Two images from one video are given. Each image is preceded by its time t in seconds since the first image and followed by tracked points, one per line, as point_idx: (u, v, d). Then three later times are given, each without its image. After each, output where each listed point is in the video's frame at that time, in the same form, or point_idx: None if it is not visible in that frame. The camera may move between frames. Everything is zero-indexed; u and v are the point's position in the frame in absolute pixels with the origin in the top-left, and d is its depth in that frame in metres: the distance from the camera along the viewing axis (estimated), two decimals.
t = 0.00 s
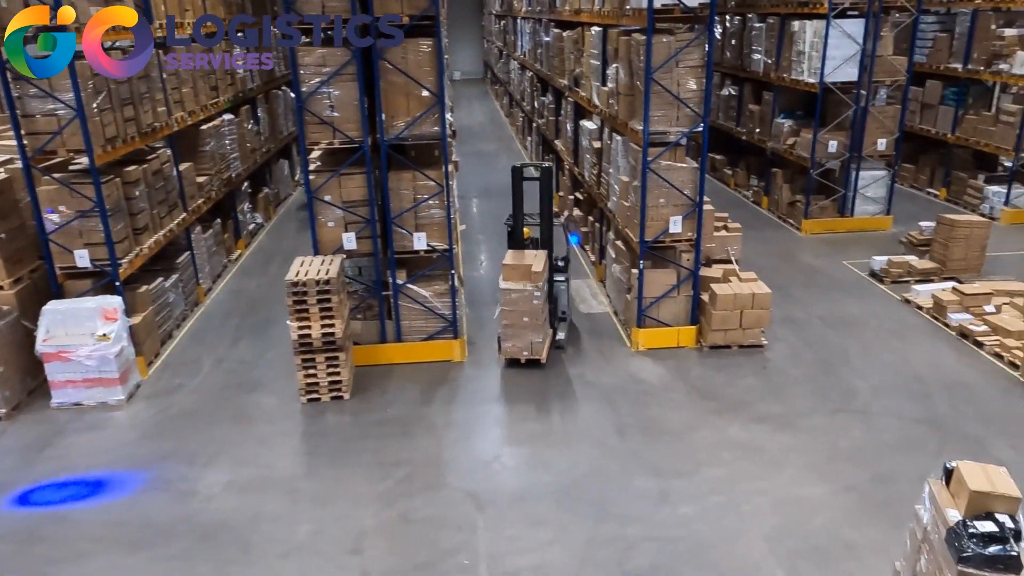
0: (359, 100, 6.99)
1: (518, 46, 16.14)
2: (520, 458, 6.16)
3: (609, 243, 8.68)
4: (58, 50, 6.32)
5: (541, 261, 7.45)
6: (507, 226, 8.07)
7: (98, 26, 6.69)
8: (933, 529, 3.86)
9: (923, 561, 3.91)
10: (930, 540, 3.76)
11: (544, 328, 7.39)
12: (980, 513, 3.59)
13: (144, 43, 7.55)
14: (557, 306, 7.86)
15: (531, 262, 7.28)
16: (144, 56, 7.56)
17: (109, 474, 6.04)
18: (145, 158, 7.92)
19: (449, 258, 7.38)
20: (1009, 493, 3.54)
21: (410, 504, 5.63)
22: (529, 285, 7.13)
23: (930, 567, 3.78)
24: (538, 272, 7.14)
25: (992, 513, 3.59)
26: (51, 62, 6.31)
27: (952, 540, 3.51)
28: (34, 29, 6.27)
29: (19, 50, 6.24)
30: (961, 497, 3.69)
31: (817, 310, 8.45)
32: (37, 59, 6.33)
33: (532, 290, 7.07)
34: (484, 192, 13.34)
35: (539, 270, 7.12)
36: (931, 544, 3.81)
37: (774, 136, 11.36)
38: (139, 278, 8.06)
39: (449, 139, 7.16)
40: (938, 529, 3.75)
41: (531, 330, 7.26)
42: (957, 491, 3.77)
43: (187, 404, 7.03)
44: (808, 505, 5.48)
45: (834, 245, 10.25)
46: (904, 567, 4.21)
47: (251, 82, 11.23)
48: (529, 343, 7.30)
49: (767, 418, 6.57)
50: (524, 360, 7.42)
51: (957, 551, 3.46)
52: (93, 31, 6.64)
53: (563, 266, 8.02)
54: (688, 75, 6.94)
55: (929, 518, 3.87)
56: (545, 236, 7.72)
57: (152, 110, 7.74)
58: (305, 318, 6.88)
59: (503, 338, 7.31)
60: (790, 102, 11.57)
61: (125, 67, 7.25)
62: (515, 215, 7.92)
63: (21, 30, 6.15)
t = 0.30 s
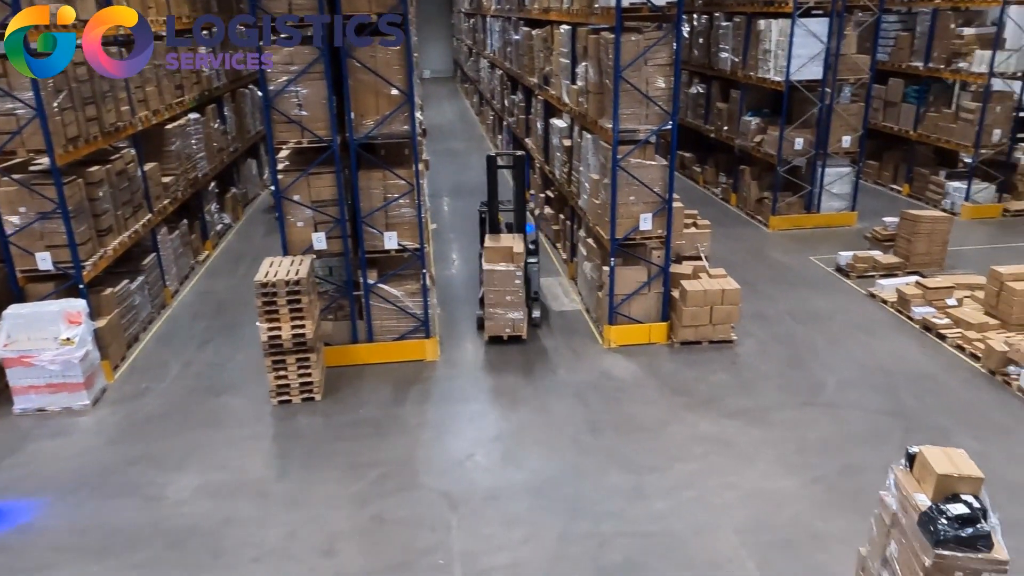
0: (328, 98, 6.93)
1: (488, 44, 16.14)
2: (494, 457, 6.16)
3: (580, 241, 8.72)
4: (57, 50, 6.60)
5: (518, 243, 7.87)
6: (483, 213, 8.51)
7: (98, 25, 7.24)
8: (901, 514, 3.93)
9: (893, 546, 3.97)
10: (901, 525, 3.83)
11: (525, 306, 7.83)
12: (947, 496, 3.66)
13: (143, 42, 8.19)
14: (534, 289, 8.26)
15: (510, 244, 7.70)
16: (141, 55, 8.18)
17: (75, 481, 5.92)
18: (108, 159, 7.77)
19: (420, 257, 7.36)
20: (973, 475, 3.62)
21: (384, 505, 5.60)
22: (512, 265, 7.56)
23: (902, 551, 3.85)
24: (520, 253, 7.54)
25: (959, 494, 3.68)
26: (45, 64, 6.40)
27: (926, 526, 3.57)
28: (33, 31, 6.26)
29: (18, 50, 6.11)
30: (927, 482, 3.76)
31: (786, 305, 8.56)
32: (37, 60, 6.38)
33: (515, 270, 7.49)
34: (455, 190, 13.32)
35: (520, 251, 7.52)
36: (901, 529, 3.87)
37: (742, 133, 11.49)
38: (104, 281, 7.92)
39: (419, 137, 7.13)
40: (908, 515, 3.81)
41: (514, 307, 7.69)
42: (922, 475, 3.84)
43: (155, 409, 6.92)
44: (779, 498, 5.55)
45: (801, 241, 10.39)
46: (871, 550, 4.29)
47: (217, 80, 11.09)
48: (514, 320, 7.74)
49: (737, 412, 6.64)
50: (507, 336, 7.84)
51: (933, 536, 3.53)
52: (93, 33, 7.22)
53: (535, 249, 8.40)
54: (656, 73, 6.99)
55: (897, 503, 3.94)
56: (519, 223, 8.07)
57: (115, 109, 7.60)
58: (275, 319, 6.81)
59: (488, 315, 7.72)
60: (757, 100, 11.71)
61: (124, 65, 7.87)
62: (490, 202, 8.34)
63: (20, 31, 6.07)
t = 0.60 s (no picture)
0: (300, 96, 6.87)
1: (462, 42, 16.10)
2: (471, 455, 6.15)
3: (555, 238, 8.75)
4: (56, 50, 7.06)
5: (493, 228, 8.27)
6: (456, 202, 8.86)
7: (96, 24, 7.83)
8: (872, 499, 3.98)
9: (866, 531, 4.02)
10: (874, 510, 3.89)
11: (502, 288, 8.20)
12: (916, 480, 3.74)
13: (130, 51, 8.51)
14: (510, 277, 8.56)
15: (487, 230, 8.12)
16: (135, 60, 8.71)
17: (43, 486, 5.81)
18: (74, 157, 7.63)
19: (395, 255, 7.33)
20: (939, 457, 3.71)
21: (360, 505, 5.58)
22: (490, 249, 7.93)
23: (876, 536, 3.91)
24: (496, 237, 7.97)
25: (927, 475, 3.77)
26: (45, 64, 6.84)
27: (903, 509, 3.63)
28: (34, 29, 6.70)
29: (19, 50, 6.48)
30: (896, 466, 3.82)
31: (758, 300, 8.66)
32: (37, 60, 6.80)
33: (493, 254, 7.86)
34: (430, 188, 13.27)
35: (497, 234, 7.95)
36: (874, 515, 3.93)
37: (714, 131, 11.60)
38: (72, 281, 7.78)
39: (393, 135, 7.09)
40: (880, 500, 3.88)
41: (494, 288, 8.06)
42: (890, 460, 3.91)
43: (126, 411, 6.82)
44: (753, 491, 5.61)
45: (773, 237, 10.51)
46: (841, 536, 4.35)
47: (186, 78, 10.94)
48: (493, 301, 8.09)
49: (711, 407, 6.71)
50: (486, 317, 8.19)
51: (911, 519, 3.59)
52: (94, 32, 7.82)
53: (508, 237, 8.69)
54: (629, 70, 7.03)
55: (867, 489, 4.00)
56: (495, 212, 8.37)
57: (81, 107, 7.46)
58: (248, 319, 6.73)
59: (468, 297, 8.06)
60: (729, 97, 11.82)
61: (126, 67, 8.64)
62: (465, 191, 8.68)
63: (21, 30, 6.48)
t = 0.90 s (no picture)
0: (271, 94, 6.78)
1: (435, 40, 16.05)
2: (446, 454, 6.15)
3: (530, 236, 8.77)
4: (55, 50, 7.55)
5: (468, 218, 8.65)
6: (429, 192, 9.23)
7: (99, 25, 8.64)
8: (841, 487, 4.05)
9: (838, 518, 4.09)
10: (846, 496, 3.98)
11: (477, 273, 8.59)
12: (885, 463, 3.85)
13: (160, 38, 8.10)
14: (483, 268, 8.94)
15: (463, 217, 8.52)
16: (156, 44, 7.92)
17: (9, 493, 5.69)
18: (39, 157, 7.48)
19: (369, 255, 7.28)
20: (903, 439, 3.85)
21: (335, 505, 5.54)
22: (467, 235, 8.33)
23: (849, 522, 3.98)
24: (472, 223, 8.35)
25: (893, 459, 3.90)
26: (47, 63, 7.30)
27: (878, 493, 3.73)
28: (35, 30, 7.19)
29: (19, 50, 6.89)
30: (865, 453, 3.93)
31: (731, 296, 8.74)
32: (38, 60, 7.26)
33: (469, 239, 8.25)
34: (404, 187, 13.22)
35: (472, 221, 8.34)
36: (847, 502, 4.00)
37: (687, 128, 11.70)
38: (38, 283, 7.64)
39: (366, 133, 7.05)
40: (852, 486, 3.96)
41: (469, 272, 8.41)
42: (857, 447, 4.01)
43: (95, 415, 6.71)
44: (727, 486, 5.67)
45: (745, 233, 10.62)
46: (809, 525, 4.42)
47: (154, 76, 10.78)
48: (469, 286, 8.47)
49: (685, 403, 6.76)
50: (462, 301, 8.54)
51: (886, 502, 3.68)
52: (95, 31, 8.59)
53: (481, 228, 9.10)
54: (602, 68, 7.05)
55: (836, 477, 4.08)
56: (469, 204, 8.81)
57: (46, 105, 7.32)
58: (220, 320, 6.65)
59: (443, 281, 8.42)
60: (701, 95, 11.91)
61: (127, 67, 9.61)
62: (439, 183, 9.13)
63: (22, 29, 6.87)
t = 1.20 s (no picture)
0: (245, 97, 6.74)
1: (412, 42, 16.02)
2: (427, 457, 6.13)
3: (508, 238, 8.78)
4: (55, 50, 8.10)
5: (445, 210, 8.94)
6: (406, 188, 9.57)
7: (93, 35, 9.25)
8: (817, 479, 4.10)
9: (815, 510, 4.13)
10: (822, 487, 4.03)
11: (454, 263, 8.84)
12: (857, 452, 3.94)
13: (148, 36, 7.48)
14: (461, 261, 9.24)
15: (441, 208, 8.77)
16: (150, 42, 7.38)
17: None
18: (9, 161, 7.37)
19: (347, 258, 7.25)
20: (872, 427, 3.96)
21: (315, 510, 5.51)
22: (445, 226, 8.58)
23: (828, 512, 4.02)
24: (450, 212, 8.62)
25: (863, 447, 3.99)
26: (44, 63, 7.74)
27: (854, 483, 3.79)
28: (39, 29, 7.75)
29: (20, 50, 7.35)
30: (837, 443, 4.01)
31: (708, 296, 8.81)
32: (37, 59, 7.76)
33: (448, 230, 8.49)
34: (382, 189, 13.17)
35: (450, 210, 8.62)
36: (824, 493, 4.04)
37: (663, 130, 11.78)
38: (9, 290, 7.52)
39: (342, 136, 7.02)
40: (827, 478, 4.00)
41: (444, 264, 8.68)
42: (827, 438, 4.10)
43: (68, 423, 6.61)
44: (706, 484, 5.71)
45: (722, 234, 10.71)
46: (784, 518, 4.47)
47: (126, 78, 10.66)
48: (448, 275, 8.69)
49: (664, 403, 6.80)
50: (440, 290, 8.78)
51: (863, 491, 3.74)
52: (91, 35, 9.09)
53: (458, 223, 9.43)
54: (579, 70, 7.08)
55: (810, 469, 4.12)
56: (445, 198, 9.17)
57: (16, 109, 7.21)
58: (196, 325, 6.59)
59: (421, 272, 8.65)
60: (677, 97, 12.00)
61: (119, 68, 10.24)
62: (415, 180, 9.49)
63: (24, 30, 7.34)
